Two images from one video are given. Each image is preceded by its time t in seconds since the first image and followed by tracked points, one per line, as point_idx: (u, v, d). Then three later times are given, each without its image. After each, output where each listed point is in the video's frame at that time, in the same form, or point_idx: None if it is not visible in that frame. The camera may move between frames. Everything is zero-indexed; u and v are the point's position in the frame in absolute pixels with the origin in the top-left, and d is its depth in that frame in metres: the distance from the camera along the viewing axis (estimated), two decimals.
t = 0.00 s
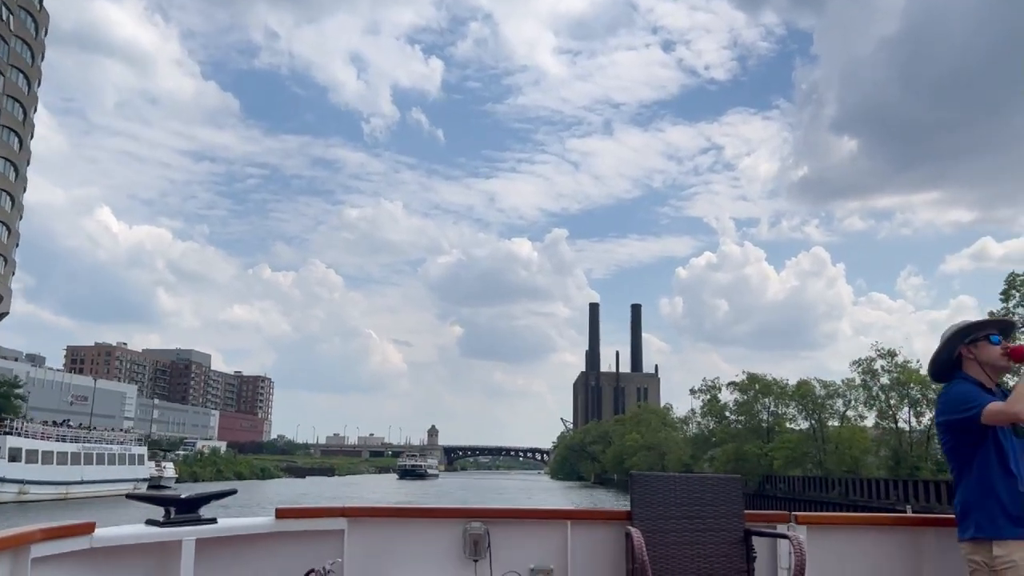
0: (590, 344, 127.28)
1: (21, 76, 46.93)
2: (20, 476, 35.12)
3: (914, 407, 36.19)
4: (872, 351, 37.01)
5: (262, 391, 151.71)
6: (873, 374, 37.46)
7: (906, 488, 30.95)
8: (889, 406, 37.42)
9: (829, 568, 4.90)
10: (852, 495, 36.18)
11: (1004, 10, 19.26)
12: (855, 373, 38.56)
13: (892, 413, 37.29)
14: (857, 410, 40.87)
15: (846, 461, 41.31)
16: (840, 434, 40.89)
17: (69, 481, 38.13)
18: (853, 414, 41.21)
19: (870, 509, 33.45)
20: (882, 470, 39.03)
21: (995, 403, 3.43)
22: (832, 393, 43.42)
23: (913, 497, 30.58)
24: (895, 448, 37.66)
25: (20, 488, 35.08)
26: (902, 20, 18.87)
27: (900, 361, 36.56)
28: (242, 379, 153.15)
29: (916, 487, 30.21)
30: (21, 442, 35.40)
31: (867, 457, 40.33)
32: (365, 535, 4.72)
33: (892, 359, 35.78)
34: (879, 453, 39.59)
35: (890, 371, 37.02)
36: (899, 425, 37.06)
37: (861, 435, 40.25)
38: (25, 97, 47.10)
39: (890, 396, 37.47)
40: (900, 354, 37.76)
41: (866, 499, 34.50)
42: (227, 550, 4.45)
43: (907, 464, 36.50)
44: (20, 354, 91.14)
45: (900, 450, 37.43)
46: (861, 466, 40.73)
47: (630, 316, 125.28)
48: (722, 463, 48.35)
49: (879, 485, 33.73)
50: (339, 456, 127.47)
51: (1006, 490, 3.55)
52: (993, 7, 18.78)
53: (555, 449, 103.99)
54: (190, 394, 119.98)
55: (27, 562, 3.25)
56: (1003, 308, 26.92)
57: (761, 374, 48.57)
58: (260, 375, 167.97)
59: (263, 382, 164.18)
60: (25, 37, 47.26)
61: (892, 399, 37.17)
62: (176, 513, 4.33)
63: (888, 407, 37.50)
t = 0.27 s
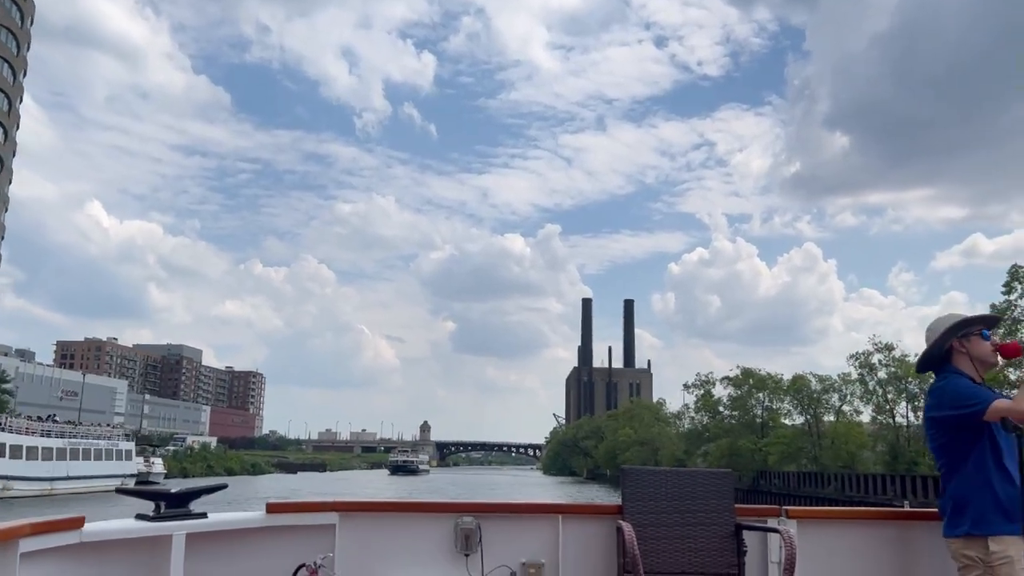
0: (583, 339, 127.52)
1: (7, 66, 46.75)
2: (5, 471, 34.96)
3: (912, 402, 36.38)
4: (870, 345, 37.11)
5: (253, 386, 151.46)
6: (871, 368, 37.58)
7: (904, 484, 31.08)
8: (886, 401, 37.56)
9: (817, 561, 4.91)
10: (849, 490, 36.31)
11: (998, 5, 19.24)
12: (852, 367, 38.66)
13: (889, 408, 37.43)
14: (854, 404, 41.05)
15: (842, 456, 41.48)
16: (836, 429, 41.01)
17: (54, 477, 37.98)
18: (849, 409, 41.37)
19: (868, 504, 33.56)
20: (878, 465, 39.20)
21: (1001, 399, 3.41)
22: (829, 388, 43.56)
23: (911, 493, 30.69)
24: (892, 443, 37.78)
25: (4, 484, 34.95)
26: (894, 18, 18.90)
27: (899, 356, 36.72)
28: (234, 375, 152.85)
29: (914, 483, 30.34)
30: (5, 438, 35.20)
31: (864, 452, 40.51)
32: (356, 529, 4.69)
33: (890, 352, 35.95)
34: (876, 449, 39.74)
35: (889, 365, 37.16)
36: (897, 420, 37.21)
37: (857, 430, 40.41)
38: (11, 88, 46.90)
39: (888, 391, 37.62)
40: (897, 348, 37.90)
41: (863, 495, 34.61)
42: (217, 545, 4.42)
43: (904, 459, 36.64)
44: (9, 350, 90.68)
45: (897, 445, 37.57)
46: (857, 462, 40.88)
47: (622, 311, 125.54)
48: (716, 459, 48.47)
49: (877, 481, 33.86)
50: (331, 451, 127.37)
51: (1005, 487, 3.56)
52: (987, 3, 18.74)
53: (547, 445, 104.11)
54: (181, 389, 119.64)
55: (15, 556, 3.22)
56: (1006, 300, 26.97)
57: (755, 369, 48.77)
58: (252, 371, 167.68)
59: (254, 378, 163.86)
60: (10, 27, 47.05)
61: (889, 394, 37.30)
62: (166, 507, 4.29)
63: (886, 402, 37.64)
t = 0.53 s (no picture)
0: (573, 335, 127.69)
1: None
2: None
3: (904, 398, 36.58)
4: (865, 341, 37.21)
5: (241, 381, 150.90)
6: (864, 364, 37.73)
7: (898, 480, 31.20)
8: (879, 397, 37.74)
9: (803, 557, 4.91)
10: (842, 487, 36.47)
11: (988, 5, 19.33)
12: (846, 362, 38.77)
13: (882, 404, 37.57)
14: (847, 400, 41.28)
15: (835, 453, 41.65)
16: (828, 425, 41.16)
17: (37, 473, 37.67)
18: (842, 405, 41.57)
19: (862, 501, 33.68)
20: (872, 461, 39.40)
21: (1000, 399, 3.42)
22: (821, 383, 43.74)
23: (905, 490, 30.80)
24: (885, 440, 37.95)
25: None
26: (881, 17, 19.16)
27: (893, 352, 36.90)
28: (221, 370, 152.22)
29: (909, 480, 30.44)
30: None
31: (856, 449, 40.69)
32: (343, 524, 4.67)
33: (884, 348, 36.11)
34: (868, 445, 39.93)
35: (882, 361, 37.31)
36: (890, 416, 37.38)
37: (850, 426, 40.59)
38: None
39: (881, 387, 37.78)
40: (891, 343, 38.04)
41: (857, 492, 34.73)
42: (203, 541, 4.39)
43: (897, 455, 36.79)
44: None
45: (890, 442, 37.73)
46: (850, 458, 41.08)
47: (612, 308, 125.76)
48: (707, 455, 48.58)
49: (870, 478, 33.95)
50: (319, 447, 127.08)
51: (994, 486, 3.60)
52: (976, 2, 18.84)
53: (537, 441, 104.22)
54: (168, 385, 119.03)
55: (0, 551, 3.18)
56: (1003, 294, 27.05)
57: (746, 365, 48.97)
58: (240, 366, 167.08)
59: (242, 373, 163.21)
60: None
61: (882, 390, 37.45)
62: (152, 503, 4.25)
63: (878, 398, 37.80)
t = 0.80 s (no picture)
0: (558, 332, 127.82)
1: None
2: None
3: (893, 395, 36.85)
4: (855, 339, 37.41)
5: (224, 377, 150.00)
6: (854, 361, 37.95)
7: (887, 479, 31.42)
8: (867, 394, 37.98)
9: (786, 553, 4.91)
10: (829, 485, 36.65)
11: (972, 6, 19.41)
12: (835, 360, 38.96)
13: (871, 402, 37.79)
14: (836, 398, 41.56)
15: (823, 451, 41.96)
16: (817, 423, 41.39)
17: (12, 469, 37.26)
18: (831, 402, 41.80)
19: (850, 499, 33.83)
20: (860, 459, 39.67)
21: (989, 398, 3.43)
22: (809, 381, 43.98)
23: (894, 487, 30.96)
24: (874, 438, 38.18)
25: None
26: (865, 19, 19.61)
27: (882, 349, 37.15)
28: (204, 366, 151.24)
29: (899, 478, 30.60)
30: None
31: (844, 447, 40.94)
32: (327, 520, 4.63)
33: (874, 345, 36.36)
34: (857, 443, 40.23)
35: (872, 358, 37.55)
36: (878, 414, 37.64)
37: (838, 424, 40.83)
38: None
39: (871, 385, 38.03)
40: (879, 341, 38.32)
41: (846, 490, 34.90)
42: (185, 537, 4.33)
43: (886, 453, 36.99)
44: None
45: (879, 440, 37.96)
46: (838, 456, 41.32)
47: (598, 306, 125.98)
48: (693, 453, 48.74)
49: (859, 476, 34.12)
50: (302, 444, 126.58)
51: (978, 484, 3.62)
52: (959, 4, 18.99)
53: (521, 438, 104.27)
54: (150, 380, 118.13)
55: None
56: (998, 289, 27.22)
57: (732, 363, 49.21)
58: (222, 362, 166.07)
59: (225, 368, 162.20)
60: None
61: (872, 387, 37.66)
62: (133, 499, 4.19)
63: (867, 396, 38.04)
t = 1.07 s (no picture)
0: (539, 331, 127.89)
1: None
2: None
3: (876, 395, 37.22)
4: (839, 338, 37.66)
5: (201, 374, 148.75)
6: (838, 360, 38.28)
7: (869, 478, 31.63)
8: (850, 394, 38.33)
9: (763, 552, 4.92)
10: (812, 485, 36.91)
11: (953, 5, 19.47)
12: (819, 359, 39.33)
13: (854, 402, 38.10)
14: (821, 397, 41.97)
15: (806, 451, 42.20)
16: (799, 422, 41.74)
17: None
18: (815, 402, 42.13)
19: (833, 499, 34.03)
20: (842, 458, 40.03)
21: (962, 398, 3.45)
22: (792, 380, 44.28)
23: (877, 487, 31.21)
24: (856, 437, 38.49)
25: None
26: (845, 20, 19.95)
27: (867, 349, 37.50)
28: (181, 362, 149.89)
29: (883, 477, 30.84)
30: None
31: (827, 447, 41.25)
32: (306, 518, 4.59)
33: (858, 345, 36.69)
34: (839, 442, 40.60)
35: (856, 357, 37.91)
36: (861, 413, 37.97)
37: (821, 424, 41.14)
38: None
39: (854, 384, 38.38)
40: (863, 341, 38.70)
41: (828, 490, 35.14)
42: (160, 536, 4.26)
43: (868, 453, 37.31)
44: None
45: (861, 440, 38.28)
46: (821, 456, 41.62)
47: (579, 304, 126.16)
48: (674, 451, 48.93)
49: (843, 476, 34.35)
50: (281, 441, 125.82)
51: (952, 484, 3.64)
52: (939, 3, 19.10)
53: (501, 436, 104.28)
54: (126, 376, 116.86)
55: None
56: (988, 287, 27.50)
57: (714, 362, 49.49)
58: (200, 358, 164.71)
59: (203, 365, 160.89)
60: None
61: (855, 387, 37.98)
62: (109, 496, 4.12)
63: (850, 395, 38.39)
